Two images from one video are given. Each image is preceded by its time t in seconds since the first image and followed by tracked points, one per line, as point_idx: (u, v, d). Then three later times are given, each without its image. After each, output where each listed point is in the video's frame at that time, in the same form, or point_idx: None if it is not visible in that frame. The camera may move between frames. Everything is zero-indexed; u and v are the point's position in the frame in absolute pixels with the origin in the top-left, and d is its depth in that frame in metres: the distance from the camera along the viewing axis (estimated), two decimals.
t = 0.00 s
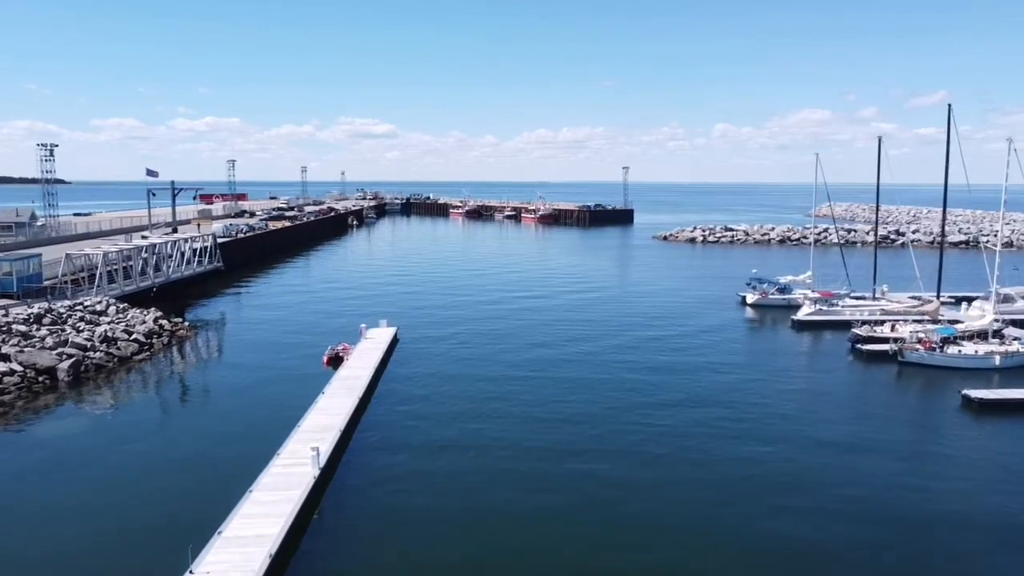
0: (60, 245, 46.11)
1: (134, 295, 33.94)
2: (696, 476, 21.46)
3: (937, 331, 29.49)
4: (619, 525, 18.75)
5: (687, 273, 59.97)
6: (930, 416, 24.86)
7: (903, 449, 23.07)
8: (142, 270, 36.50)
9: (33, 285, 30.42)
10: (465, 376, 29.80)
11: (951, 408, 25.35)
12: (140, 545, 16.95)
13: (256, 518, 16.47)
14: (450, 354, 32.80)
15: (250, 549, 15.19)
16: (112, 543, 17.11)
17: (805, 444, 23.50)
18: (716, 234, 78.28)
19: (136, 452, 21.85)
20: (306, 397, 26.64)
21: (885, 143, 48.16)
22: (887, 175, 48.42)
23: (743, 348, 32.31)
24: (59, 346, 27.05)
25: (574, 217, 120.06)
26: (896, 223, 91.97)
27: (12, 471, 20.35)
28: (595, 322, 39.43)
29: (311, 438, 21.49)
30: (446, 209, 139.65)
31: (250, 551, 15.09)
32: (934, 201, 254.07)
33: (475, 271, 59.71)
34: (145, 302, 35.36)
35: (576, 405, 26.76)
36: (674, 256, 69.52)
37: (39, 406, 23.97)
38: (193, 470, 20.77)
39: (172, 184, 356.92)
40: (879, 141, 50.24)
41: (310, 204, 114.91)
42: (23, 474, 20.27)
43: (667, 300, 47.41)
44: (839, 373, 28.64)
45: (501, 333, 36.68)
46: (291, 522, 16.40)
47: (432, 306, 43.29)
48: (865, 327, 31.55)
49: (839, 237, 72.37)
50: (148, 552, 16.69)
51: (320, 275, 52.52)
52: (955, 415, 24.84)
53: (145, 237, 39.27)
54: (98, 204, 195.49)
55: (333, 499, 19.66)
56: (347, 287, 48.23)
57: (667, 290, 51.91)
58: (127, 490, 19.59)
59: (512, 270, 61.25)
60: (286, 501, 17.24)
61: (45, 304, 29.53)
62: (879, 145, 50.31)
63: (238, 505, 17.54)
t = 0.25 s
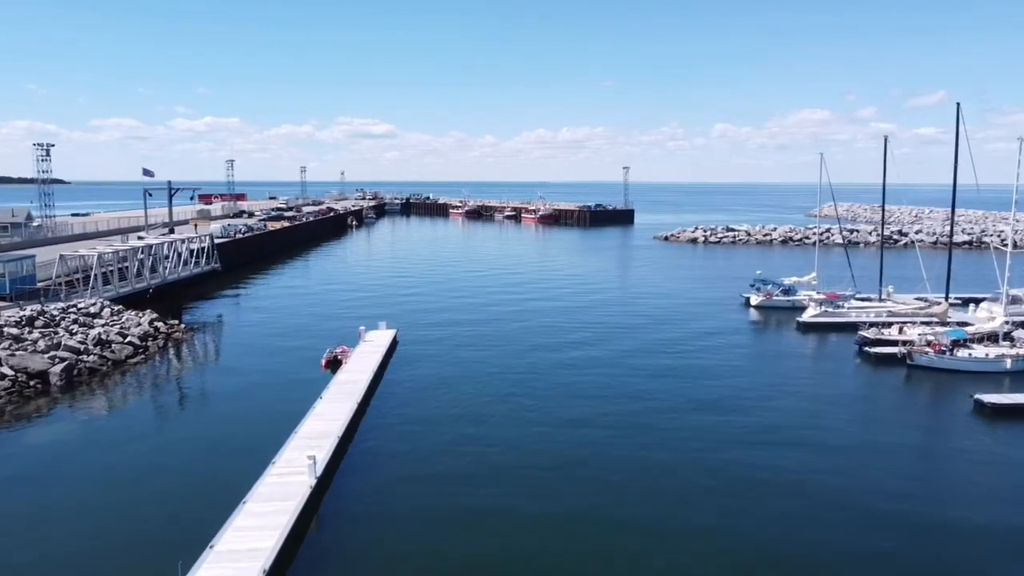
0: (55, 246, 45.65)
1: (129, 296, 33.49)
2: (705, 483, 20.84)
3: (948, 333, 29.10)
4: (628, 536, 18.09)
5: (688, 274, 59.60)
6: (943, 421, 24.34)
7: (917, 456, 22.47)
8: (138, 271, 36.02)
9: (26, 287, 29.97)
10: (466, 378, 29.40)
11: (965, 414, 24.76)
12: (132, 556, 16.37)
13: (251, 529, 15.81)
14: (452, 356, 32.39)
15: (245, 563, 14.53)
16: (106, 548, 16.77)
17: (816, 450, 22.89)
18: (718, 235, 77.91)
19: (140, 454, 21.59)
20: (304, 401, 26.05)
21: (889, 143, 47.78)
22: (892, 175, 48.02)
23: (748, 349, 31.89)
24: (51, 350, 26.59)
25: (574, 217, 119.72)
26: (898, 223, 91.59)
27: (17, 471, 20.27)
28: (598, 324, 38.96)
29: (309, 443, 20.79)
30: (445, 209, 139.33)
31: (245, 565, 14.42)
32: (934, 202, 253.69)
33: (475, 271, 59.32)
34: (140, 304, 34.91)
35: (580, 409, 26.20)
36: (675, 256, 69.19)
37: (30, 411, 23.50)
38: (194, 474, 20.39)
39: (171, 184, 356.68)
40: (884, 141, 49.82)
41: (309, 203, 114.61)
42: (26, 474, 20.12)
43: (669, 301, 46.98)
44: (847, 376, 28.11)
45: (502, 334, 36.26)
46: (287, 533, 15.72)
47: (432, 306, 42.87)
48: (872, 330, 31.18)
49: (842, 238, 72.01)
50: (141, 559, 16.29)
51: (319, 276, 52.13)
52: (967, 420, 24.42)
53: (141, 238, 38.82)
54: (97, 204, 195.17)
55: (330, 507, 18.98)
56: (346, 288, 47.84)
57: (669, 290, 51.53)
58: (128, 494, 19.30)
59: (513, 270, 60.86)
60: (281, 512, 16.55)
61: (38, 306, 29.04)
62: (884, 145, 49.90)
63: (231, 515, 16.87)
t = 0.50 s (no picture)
0: (51, 246, 45.18)
1: (124, 298, 33.03)
2: (715, 491, 20.21)
3: (958, 336, 28.64)
4: (638, 548, 17.44)
5: (690, 274, 59.19)
6: (955, 427, 23.84)
7: (933, 464, 21.87)
8: (133, 272, 35.57)
9: (18, 290, 29.49)
10: (467, 381, 28.93)
11: (980, 421, 24.14)
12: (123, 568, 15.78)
13: (246, 542, 15.15)
14: (453, 358, 31.91)
15: None
16: (99, 552, 16.44)
17: (828, 457, 22.29)
18: (719, 235, 77.44)
19: (143, 457, 21.30)
20: (302, 405, 25.47)
21: (894, 142, 47.28)
22: (896, 175, 47.60)
23: (753, 351, 31.41)
24: (43, 353, 26.09)
25: (574, 217, 119.32)
26: (899, 224, 91.20)
27: (21, 471, 20.16)
28: (599, 325, 38.45)
29: (305, 450, 20.15)
30: (444, 209, 138.92)
31: None
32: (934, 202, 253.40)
33: (475, 272, 58.90)
34: (135, 306, 34.45)
35: (584, 413, 25.62)
36: (676, 257, 68.79)
37: (22, 416, 23.04)
38: (196, 479, 20.00)
39: (170, 184, 355.94)
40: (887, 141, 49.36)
41: (308, 203, 114.17)
42: (29, 475, 20.00)
43: (671, 302, 46.55)
44: (855, 380, 27.61)
45: (503, 336, 35.80)
46: (284, 547, 15.05)
47: (432, 308, 42.41)
48: (879, 332, 30.70)
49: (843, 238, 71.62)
50: (132, 565, 15.90)
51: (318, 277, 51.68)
52: (980, 424, 23.93)
53: (137, 239, 38.35)
54: (95, 204, 194.59)
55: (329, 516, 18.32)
56: (345, 288, 47.42)
57: (671, 291, 51.08)
58: (127, 497, 18.98)
59: (513, 271, 60.43)
60: (277, 524, 15.90)
61: (31, 308, 28.62)
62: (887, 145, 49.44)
63: (226, 526, 16.25)
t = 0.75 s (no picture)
0: (47, 247, 44.78)
1: (120, 299, 32.60)
2: (725, 498, 19.64)
3: (968, 338, 28.24)
4: (649, 558, 16.83)
5: (692, 275, 58.81)
6: (967, 431, 23.38)
7: (949, 470, 21.32)
8: (130, 274, 35.14)
9: (11, 291, 29.07)
10: (468, 383, 28.50)
11: (996, 425, 23.60)
12: None
13: (240, 555, 14.62)
14: (454, 360, 31.50)
15: None
16: (93, 555, 16.12)
17: (840, 461, 21.75)
18: (721, 235, 77.06)
19: (148, 456, 21.21)
20: (300, 408, 24.95)
21: (899, 141, 46.86)
22: (900, 176, 47.23)
23: (758, 353, 31.00)
24: (36, 356, 25.66)
25: (574, 217, 118.96)
26: (901, 224, 90.84)
27: (32, 469, 20.20)
28: (602, 326, 38.05)
29: (302, 458, 19.61)
30: (444, 210, 138.58)
31: None
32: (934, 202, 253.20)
33: (475, 272, 58.51)
34: (132, 307, 34.03)
35: (588, 416, 25.19)
36: (678, 257, 68.40)
37: (14, 421, 22.64)
38: (199, 483, 19.61)
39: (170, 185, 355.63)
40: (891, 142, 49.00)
41: (307, 203, 113.80)
42: (33, 475, 19.86)
43: (673, 303, 46.19)
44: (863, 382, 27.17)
45: (505, 337, 35.40)
46: (279, 561, 14.51)
47: (432, 309, 42.02)
48: (886, 334, 30.29)
49: (845, 238, 71.23)
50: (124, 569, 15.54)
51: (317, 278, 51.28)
52: (991, 428, 23.51)
53: (133, 239, 37.94)
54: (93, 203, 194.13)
55: (327, 525, 17.75)
56: (345, 289, 47.05)
57: (673, 292, 50.70)
58: (131, 496, 18.90)
59: (513, 272, 60.06)
60: (272, 536, 15.35)
61: (24, 310, 28.23)
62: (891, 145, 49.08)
63: (220, 537, 15.74)
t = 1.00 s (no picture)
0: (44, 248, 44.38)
1: (115, 301, 32.16)
2: (733, 505, 19.16)
3: (979, 341, 27.81)
4: (656, 569, 16.32)
5: (694, 275, 58.39)
6: (978, 436, 22.92)
7: (962, 476, 20.82)
8: (125, 275, 34.68)
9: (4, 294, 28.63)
10: (470, 385, 28.06)
11: (1009, 430, 23.11)
12: None
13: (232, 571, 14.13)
14: (454, 362, 31.07)
15: None
16: (82, 564, 15.74)
17: (850, 466, 21.26)
18: (723, 235, 76.63)
19: (151, 455, 21.13)
20: (298, 411, 24.47)
21: (903, 141, 46.40)
22: (905, 176, 46.76)
23: (763, 355, 30.56)
24: (28, 359, 25.22)
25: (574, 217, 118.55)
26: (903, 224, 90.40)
27: (26, 472, 19.89)
28: (604, 328, 37.62)
29: (299, 466, 19.10)
30: (444, 209, 138.20)
31: None
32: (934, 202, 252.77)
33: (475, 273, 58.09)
34: (127, 309, 33.58)
35: (591, 419, 24.75)
36: (679, 257, 67.97)
37: (5, 425, 22.20)
38: (197, 486, 19.25)
39: (169, 185, 355.08)
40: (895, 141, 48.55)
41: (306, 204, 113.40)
42: (33, 475, 19.74)
43: (675, 304, 45.77)
44: (871, 386, 26.72)
45: (506, 339, 34.99)
46: None
47: (432, 310, 41.60)
48: (894, 336, 29.83)
49: (848, 239, 70.79)
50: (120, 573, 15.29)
51: (316, 278, 50.86)
52: (1003, 432, 23.05)
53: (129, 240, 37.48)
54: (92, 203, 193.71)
55: (325, 536, 17.26)
56: (344, 290, 46.64)
57: (675, 293, 50.28)
58: (134, 494, 18.83)
59: (514, 272, 59.64)
60: (267, 550, 14.86)
61: (16, 313, 27.82)
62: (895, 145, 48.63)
63: (213, 550, 15.29)
